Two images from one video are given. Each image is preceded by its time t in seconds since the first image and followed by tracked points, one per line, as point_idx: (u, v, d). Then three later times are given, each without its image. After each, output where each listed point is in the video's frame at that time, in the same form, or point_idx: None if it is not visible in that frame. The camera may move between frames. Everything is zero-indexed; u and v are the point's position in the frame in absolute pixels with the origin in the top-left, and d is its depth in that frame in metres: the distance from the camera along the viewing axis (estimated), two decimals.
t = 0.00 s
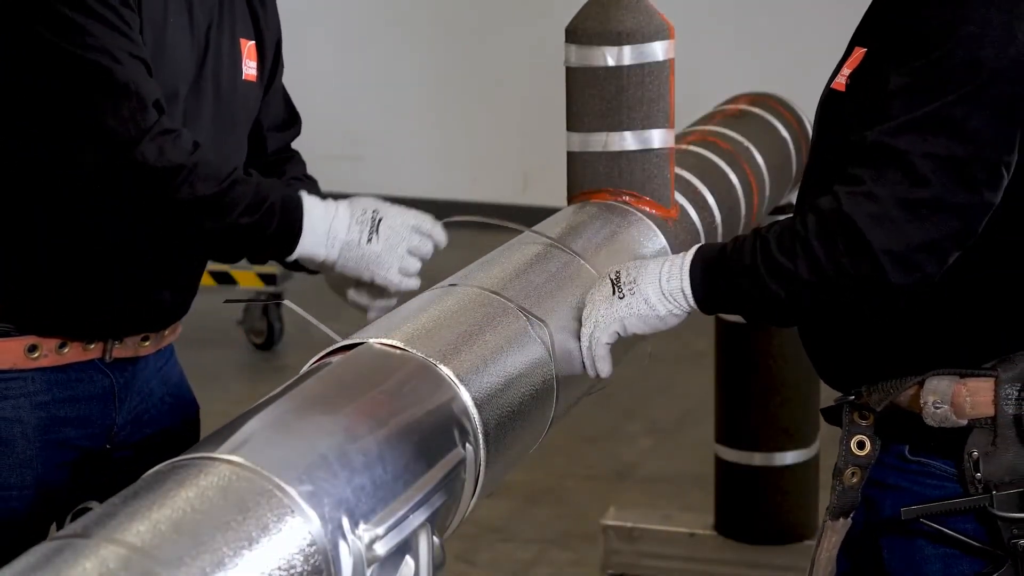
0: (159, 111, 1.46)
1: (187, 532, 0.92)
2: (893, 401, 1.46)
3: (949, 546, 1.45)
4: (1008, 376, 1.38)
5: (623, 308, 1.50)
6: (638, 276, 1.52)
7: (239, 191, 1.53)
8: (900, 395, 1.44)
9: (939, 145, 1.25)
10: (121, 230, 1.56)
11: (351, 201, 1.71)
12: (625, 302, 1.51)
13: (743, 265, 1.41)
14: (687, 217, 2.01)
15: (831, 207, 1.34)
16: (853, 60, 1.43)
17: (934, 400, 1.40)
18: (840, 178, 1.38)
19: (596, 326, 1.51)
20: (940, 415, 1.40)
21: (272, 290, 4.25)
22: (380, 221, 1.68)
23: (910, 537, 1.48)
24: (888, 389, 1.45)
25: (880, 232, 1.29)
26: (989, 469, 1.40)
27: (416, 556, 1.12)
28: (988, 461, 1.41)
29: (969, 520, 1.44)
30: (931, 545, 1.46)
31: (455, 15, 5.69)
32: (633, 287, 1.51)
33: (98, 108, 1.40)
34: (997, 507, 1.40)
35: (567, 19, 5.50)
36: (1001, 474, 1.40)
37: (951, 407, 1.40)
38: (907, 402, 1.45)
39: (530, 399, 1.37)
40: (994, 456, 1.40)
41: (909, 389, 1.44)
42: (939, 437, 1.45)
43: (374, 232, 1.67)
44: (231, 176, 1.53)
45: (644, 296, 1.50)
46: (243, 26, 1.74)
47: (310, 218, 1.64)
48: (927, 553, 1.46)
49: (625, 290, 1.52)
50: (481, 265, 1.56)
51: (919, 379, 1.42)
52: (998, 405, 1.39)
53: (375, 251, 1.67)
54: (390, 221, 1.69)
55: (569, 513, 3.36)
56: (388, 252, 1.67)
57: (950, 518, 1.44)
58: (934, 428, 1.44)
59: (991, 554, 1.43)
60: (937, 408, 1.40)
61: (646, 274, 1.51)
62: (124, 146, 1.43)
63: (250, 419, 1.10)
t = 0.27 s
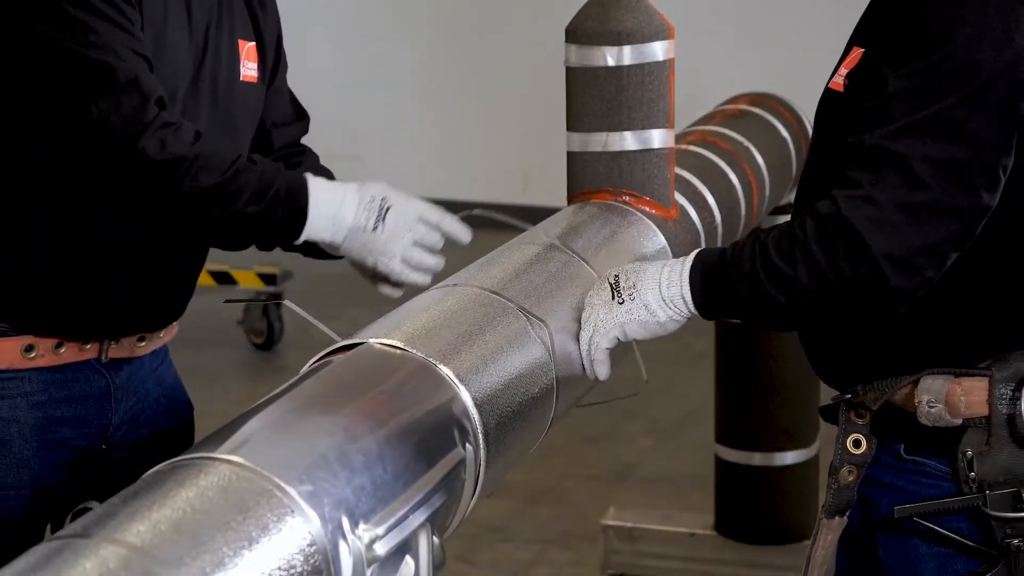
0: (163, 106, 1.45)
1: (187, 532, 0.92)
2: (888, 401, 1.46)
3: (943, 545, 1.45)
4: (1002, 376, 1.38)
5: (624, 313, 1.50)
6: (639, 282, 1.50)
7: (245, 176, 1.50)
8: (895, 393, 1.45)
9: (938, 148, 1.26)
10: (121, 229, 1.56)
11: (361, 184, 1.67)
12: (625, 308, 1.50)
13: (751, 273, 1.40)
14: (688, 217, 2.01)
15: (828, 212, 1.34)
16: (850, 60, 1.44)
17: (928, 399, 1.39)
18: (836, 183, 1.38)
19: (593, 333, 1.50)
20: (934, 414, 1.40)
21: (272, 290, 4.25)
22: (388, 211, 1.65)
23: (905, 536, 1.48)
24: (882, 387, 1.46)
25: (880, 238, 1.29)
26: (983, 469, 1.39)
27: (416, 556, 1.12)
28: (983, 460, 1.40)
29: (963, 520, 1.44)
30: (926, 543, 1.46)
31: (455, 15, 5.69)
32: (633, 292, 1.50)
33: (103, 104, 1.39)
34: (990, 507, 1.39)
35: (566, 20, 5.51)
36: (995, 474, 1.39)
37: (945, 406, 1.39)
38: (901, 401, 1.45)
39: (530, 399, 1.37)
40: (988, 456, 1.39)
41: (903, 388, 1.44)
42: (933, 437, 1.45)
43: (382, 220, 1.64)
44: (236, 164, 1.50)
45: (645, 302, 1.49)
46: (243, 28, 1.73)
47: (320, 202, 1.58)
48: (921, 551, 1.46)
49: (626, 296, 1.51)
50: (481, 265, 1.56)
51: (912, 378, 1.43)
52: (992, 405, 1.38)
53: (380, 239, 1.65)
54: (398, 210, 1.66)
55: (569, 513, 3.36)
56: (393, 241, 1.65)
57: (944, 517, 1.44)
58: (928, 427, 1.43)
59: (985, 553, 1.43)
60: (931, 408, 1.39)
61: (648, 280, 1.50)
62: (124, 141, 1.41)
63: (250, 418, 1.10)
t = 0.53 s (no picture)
0: (147, 127, 1.49)
1: (186, 532, 0.92)
2: (889, 399, 1.46)
3: (942, 543, 1.45)
4: (1003, 375, 1.39)
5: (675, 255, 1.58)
6: (686, 233, 1.57)
7: (215, 219, 1.57)
8: (897, 391, 1.44)
9: (951, 149, 1.26)
10: (121, 229, 1.52)
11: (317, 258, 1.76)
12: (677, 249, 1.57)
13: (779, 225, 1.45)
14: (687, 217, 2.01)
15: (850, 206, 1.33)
16: (858, 62, 1.44)
17: (928, 398, 1.40)
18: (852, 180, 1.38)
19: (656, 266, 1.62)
20: (934, 412, 1.40)
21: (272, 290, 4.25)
22: (339, 285, 1.73)
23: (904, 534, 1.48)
24: (884, 386, 1.45)
25: (892, 234, 1.30)
26: (983, 468, 1.41)
27: (416, 556, 1.12)
28: (982, 459, 1.41)
29: (963, 518, 1.44)
30: (926, 542, 1.46)
31: (455, 15, 5.69)
32: (687, 236, 1.56)
33: (95, 113, 1.42)
34: (989, 505, 1.41)
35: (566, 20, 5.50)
36: (994, 473, 1.40)
37: (945, 405, 1.40)
38: (901, 400, 1.44)
39: (530, 398, 1.37)
40: (987, 455, 1.41)
41: (903, 386, 1.44)
42: (933, 435, 1.44)
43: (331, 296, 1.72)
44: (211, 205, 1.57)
45: (693, 247, 1.55)
46: (241, 30, 1.73)
47: (276, 265, 1.69)
48: (922, 550, 1.46)
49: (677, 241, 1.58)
50: (481, 266, 1.56)
51: (913, 377, 1.42)
52: (992, 403, 1.39)
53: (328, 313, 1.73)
54: (350, 284, 1.74)
55: (569, 513, 3.36)
56: (341, 316, 1.72)
57: (944, 515, 1.44)
58: (928, 426, 1.43)
59: (984, 552, 1.43)
60: (931, 406, 1.40)
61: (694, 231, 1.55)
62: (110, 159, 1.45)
63: (249, 419, 1.10)
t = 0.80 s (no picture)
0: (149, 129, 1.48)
1: (187, 532, 0.92)
2: (900, 399, 1.45)
3: (954, 542, 1.45)
4: (1016, 374, 1.39)
5: (706, 247, 1.68)
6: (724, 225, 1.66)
7: (215, 228, 1.59)
8: (907, 392, 1.44)
9: (939, 139, 1.26)
10: (121, 230, 1.52)
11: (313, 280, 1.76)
12: (710, 241, 1.68)
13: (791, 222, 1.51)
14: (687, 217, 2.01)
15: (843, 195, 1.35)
16: (862, 60, 1.43)
17: (941, 397, 1.40)
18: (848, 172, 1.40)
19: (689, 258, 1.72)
20: (947, 412, 1.40)
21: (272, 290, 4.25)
22: (330, 309, 1.74)
23: (914, 534, 1.48)
24: (894, 387, 1.45)
25: (871, 221, 1.31)
26: (997, 467, 1.40)
27: (416, 556, 1.12)
28: (996, 459, 1.41)
29: (976, 518, 1.44)
30: (937, 542, 1.46)
31: (455, 15, 5.69)
32: (717, 229, 1.67)
33: (96, 117, 1.42)
34: (1004, 505, 1.40)
35: (566, 19, 5.50)
36: (1009, 471, 1.40)
37: (959, 404, 1.40)
38: (913, 400, 1.44)
39: (530, 398, 1.37)
40: (1001, 454, 1.40)
41: (916, 386, 1.43)
42: (944, 434, 1.44)
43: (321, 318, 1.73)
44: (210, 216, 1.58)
45: (719, 240, 1.66)
46: (242, 33, 1.73)
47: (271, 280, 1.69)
48: (933, 550, 1.46)
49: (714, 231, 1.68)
50: (481, 266, 1.56)
51: (925, 377, 1.42)
52: (1005, 403, 1.39)
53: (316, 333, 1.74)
54: (339, 310, 1.74)
55: (569, 513, 3.36)
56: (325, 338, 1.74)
57: (956, 514, 1.44)
58: (941, 425, 1.43)
59: (998, 551, 1.43)
60: (944, 406, 1.40)
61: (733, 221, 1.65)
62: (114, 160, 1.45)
63: (250, 419, 1.10)
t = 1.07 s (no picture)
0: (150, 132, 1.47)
1: (187, 532, 0.92)
2: (902, 400, 1.45)
3: (957, 541, 1.45)
4: (1018, 373, 1.38)
5: (721, 274, 1.67)
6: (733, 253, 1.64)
7: (220, 215, 1.56)
8: (911, 392, 1.44)
9: (934, 141, 1.25)
10: (120, 232, 1.52)
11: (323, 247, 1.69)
12: (722, 269, 1.67)
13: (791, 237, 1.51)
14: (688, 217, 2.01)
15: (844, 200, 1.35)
16: (860, 64, 1.43)
17: (945, 397, 1.40)
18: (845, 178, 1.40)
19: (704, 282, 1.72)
20: (951, 412, 1.40)
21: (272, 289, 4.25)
22: (346, 278, 1.68)
23: (918, 533, 1.48)
24: (897, 387, 1.45)
25: (869, 227, 1.32)
26: (1000, 466, 1.40)
27: (416, 555, 1.12)
28: (999, 457, 1.41)
29: (979, 516, 1.44)
30: (939, 540, 1.46)
31: (455, 15, 5.68)
32: (727, 256, 1.66)
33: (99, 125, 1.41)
34: (1008, 503, 1.41)
35: (567, 20, 5.50)
36: (1013, 470, 1.40)
37: (962, 403, 1.39)
38: (916, 400, 1.44)
39: (530, 398, 1.37)
40: (1004, 453, 1.40)
41: (920, 385, 1.43)
42: (948, 433, 1.44)
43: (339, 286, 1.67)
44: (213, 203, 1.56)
45: (733, 266, 1.64)
46: (243, 36, 1.73)
47: (283, 257, 1.64)
48: (936, 549, 1.47)
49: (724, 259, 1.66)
50: (481, 265, 1.56)
51: (928, 377, 1.42)
52: (1009, 402, 1.39)
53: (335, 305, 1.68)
54: (357, 278, 1.69)
55: (569, 512, 3.36)
56: (347, 312, 1.68)
57: (959, 513, 1.45)
58: (944, 425, 1.43)
59: (1002, 550, 1.43)
60: (948, 405, 1.40)
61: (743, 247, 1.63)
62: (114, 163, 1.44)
63: (249, 419, 1.10)
